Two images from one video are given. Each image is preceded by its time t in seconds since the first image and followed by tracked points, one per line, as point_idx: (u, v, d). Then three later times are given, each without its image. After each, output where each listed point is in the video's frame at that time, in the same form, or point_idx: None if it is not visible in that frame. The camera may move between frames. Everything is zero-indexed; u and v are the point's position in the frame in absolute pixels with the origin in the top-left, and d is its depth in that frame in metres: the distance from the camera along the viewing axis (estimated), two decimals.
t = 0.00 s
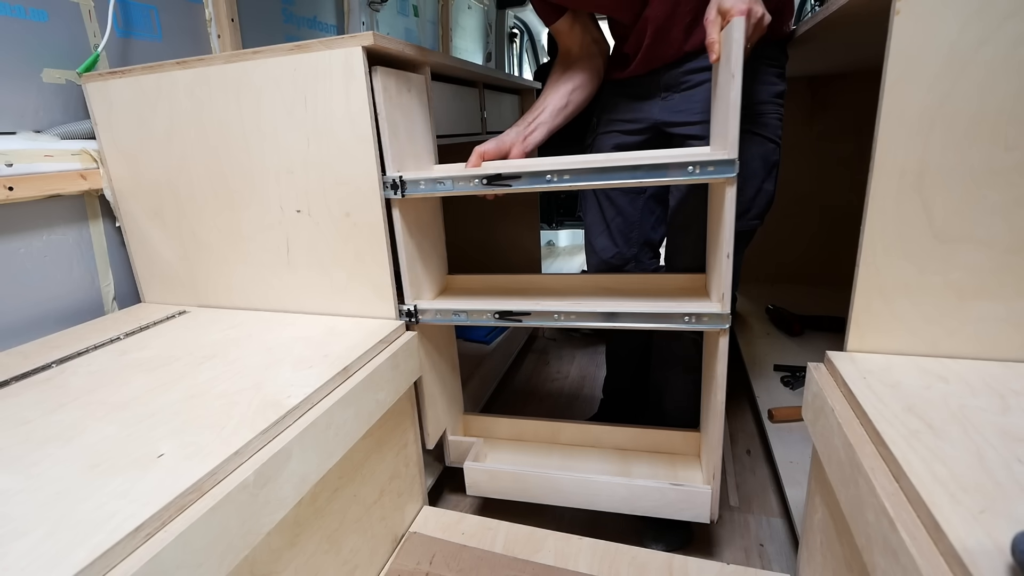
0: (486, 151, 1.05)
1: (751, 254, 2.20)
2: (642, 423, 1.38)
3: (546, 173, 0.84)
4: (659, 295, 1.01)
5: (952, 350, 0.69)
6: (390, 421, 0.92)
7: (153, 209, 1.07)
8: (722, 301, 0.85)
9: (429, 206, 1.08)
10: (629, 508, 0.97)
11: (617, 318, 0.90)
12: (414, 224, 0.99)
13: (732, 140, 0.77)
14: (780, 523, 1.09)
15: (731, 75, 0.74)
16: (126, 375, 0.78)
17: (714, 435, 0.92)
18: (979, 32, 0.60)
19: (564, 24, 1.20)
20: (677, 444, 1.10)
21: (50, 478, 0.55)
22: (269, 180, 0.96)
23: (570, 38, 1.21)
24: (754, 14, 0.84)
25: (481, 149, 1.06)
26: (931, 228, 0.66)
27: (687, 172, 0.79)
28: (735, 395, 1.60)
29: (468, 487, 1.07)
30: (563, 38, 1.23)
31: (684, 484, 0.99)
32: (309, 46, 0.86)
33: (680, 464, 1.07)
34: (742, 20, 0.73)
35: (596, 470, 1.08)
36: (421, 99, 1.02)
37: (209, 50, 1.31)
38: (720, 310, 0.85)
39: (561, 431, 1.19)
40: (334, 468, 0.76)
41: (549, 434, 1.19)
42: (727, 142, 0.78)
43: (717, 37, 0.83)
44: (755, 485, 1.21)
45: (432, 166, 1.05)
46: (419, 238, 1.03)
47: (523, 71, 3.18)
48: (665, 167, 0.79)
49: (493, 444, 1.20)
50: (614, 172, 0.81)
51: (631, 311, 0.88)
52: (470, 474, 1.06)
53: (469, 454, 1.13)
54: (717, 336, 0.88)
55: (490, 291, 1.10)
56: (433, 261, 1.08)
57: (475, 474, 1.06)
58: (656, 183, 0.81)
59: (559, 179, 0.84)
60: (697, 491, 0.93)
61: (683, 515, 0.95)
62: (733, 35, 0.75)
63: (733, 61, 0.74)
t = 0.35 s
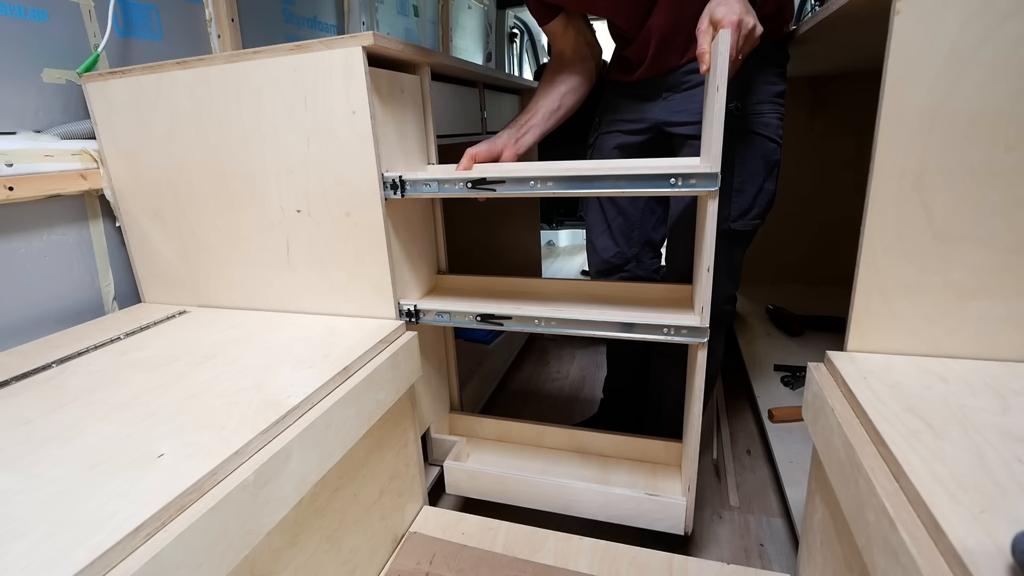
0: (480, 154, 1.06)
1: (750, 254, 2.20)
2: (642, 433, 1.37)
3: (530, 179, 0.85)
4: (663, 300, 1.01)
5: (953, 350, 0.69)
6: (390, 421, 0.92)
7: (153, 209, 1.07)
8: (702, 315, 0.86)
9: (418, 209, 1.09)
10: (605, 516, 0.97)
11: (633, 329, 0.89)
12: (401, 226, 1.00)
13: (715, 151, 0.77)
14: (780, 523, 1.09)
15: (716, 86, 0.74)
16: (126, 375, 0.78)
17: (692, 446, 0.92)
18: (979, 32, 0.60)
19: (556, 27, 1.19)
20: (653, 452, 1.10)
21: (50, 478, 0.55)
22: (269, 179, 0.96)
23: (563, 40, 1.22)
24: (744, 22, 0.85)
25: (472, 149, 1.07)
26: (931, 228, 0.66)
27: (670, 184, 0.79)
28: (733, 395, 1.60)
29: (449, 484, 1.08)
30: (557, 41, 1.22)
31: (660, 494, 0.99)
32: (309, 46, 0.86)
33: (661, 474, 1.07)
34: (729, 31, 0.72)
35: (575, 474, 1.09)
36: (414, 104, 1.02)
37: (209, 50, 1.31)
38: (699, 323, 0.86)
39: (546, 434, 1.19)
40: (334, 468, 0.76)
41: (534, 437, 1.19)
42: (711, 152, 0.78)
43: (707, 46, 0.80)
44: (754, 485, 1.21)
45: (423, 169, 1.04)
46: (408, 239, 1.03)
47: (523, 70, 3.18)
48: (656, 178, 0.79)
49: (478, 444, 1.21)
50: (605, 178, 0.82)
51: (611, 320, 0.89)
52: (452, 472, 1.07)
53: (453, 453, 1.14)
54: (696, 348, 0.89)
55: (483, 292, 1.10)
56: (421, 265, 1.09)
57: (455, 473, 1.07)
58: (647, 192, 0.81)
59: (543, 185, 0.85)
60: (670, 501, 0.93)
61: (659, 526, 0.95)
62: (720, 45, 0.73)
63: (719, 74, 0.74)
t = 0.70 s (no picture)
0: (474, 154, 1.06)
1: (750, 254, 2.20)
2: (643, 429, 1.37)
3: (527, 179, 0.85)
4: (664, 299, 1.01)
5: (953, 350, 0.69)
6: (390, 421, 0.92)
7: (153, 209, 1.07)
8: (700, 311, 0.86)
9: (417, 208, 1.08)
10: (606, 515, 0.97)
11: (624, 325, 0.90)
12: (400, 226, 1.00)
13: (712, 151, 0.77)
14: (780, 523, 1.09)
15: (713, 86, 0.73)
16: (126, 375, 0.78)
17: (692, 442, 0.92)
18: (978, 32, 0.60)
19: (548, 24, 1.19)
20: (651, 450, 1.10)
21: (50, 478, 0.55)
22: (269, 179, 0.96)
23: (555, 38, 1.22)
24: (740, 22, 0.84)
25: (469, 149, 1.07)
26: (931, 228, 0.66)
27: (668, 181, 0.79)
28: (733, 395, 1.60)
29: (449, 484, 1.08)
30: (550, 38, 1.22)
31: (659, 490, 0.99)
32: (309, 46, 0.86)
33: (661, 470, 1.07)
34: (724, 31, 0.73)
35: (576, 472, 1.09)
36: (412, 104, 1.02)
37: (209, 50, 1.31)
38: (698, 320, 0.86)
39: (546, 433, 1.19)
40: (334, 468, 0.76)
41: (534, 436, 1.19)
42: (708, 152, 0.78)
43: (702, 45, 0.81)
44: (754, 485, 1.21)
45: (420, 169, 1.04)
46: (406, 239, 1.03)
47: (523, 70, 3.19)
48: (653, 176, 0.79)
49: (477, 443, 1.21)
50: (604, 176, 0.81)
51: (610, 318, 0.89)
52: (451, 472, 1.07)
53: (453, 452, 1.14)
54: (694, 345, 0.89)
55: (483, 291, 1.10)
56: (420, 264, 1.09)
57: (455, 472, 1.07)
58: (645, 190, 0.81)
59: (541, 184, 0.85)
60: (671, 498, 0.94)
61: (657, 522, 0.96)
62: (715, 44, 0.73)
63: (715, 73, 0.74)
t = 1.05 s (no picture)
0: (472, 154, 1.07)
1: (750, 253, 2.20)
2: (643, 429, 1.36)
3: (521, 177, 0.85)
4: (664, 299, 1.01)
5: (953, 350, 0.69)
6: (390, 421, 0.92)
7: (153, 209, 1.07)
8: (696, 310, 0.86)
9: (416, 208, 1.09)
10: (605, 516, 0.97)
11: (624, 326, 0.90)
12: (399, 226, 1.00)
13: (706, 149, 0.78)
14: (780, 523, 1.09)
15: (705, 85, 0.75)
16: (126, 375, 0.78)
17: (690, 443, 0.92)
18: (978, 32, 0.60)
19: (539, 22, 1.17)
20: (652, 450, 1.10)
21: (50, 478, 0.55)
22: (269, 180, 0.96)
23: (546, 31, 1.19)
24: (736, 18, 0.84)
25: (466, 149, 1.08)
26: (931, 228, 0.66)
27: (662, 180, 0.79)
28: (733, 395, 1.60)
29: (449, 484, 1.08)
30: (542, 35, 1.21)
31: (659, 492, 0.99)
32: (309, 46, 0.86)
33: (661, 471, 1.07)
34: (718, 26, 0.74)
35: (577, 472, 1.09)
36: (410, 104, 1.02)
37: (209, 50, 1.31)
38: (694, 319, 0.86)
39: (546, 433, 1.19)
40: (334, 468, 0.76)
41: (532, 436, 1.19)
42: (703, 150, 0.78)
43: (700, 41, 0.79)
44: (755, 484, 1.21)
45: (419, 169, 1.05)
46: (405, 240, 1.03)
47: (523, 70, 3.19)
48: (648, 174, 0.79)
49: (476, 443, 1.21)
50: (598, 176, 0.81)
51: (607, 316, 0.89)
52: (451, 472, 1.07)
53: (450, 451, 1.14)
54: (692, 345, 0.88)
55: (482, 291, 1.10)
56: (419, 264, 1.09)
57: (454, 472, 1.07)
58: (640, 188, 0.80)
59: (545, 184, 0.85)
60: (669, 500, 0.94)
61: (658, 523, 0.96)
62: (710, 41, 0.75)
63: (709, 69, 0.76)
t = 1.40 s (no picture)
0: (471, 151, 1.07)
1: (750, 254, 2.19)
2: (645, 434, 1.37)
3: (512, 179, 0.85)
4: (664, 299, 1.01)
5: (953, 350, 0.69)
6: (390, 421, 0.92)
7: (153, 209, 1.07)
8: (687, 313, 0.86)
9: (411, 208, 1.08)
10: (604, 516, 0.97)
11: (623, 326, 0.89)
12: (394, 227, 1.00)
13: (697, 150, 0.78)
14: (779, 523, 1.09)
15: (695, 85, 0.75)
16: (126, 375, 0.78)
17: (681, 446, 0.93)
18: (978, 33, 0.60)
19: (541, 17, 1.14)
20: (641, 451, 1.10)
21: (50, 478, 0.55)
22: (269, 180, 0.96)
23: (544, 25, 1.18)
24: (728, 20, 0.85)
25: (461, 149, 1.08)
26: (930, 228, 0.66)
27: (652, 182, 0.79)
28: (733, 394, 1.60)
29: (448, 484, 1.08)
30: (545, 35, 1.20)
31: (649, 493, 0.99)
32: (309, 46, 0.86)
33: (661, 471, 1.07)
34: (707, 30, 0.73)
35: (575, 472, 1.09)
36: (406, 104, 1.02)
37: (209, 50, 1.31)
38: (684, 322, 0.86)
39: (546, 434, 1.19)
40: (334, 468, 0.76)
41: (525, 436, 1.19)
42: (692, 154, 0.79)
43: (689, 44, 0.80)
44: (755, 484, 1.21)
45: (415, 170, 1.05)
46: (400, 240, 1.03)
47: (523, 71, 3.19)
48: (637, 177, 0.80)
49: (468, 443, 1.21)
50: (588, 178, 0.82)
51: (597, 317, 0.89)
52: (450, 472, 1.07)
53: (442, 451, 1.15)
54: (682, 348, 0.89)
55: (478, 291, 1.10)
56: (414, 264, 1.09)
57: (445, 471, 1.08)
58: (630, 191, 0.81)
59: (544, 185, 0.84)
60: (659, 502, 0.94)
61: (646, 525, 0.96)
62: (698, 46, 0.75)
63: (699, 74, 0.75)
